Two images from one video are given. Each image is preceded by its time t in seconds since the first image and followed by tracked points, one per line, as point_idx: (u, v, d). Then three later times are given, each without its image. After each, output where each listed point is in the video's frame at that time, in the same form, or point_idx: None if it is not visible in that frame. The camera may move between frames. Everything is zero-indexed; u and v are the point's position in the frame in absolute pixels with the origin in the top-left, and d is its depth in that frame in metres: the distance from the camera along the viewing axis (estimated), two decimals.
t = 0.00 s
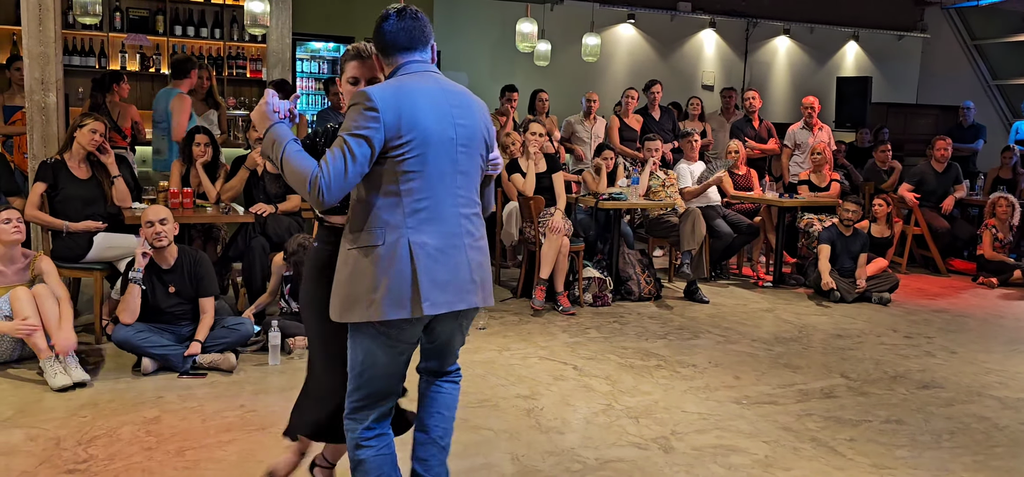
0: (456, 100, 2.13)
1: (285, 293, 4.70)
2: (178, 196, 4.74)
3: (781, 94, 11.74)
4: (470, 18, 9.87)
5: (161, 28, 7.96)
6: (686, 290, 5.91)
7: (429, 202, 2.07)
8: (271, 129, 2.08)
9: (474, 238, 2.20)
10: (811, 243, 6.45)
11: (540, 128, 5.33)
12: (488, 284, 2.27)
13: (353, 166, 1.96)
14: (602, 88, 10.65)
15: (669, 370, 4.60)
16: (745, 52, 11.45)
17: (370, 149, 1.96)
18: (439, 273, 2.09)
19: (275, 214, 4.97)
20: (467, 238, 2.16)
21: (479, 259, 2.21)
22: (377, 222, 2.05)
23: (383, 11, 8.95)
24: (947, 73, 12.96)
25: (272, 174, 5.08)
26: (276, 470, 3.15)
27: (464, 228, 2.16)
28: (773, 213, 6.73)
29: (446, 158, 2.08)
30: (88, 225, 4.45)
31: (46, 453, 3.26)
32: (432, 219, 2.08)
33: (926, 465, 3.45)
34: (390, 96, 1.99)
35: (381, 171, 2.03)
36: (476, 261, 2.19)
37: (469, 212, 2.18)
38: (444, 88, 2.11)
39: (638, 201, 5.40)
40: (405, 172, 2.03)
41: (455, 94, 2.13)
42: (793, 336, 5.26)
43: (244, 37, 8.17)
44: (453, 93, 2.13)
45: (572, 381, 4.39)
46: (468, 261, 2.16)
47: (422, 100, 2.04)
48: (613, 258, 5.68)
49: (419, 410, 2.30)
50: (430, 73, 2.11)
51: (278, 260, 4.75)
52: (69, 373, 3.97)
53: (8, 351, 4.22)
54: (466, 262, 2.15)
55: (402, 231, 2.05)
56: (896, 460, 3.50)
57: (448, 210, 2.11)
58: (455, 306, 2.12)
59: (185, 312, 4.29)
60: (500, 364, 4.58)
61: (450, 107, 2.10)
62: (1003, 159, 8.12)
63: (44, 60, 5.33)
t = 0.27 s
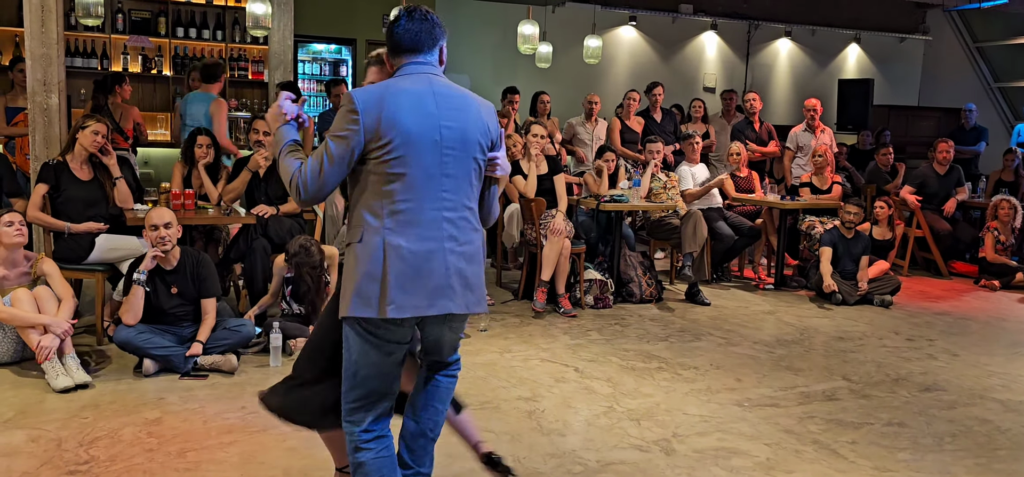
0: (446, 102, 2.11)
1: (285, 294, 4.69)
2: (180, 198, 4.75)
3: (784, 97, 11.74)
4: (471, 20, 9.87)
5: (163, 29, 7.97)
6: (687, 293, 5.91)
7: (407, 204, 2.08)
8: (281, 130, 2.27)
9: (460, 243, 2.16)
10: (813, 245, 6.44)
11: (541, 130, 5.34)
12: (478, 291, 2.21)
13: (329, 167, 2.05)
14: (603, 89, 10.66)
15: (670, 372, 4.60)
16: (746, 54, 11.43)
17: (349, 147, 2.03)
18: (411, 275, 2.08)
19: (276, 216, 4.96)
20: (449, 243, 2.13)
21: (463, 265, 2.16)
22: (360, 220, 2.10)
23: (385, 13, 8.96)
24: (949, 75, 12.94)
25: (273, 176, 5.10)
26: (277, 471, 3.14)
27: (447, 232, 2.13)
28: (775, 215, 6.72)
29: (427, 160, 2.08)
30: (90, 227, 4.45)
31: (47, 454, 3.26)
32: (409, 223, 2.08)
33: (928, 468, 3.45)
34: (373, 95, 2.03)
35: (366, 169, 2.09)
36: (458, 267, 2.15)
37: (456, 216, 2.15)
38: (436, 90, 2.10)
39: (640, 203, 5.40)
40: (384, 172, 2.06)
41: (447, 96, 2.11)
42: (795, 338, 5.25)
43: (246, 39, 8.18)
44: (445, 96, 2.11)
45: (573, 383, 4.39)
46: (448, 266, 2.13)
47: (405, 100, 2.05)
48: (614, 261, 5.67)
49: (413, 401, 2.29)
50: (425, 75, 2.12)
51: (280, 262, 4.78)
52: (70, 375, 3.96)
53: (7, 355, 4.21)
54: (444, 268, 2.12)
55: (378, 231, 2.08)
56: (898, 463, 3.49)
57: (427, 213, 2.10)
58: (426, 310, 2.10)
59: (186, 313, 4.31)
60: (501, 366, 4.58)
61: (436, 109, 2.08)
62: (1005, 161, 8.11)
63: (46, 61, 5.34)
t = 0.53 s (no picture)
0: (410, 93, 2.03)
1: (285, 297, 4.72)
2: (179, 201, 4.75)
3: (783, 100, 11.75)
4: (470, 24, 9.89)
5: (162, 32, 7.97)
6: (686, 295, 5.91)
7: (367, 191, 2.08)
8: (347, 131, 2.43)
9: (416, 236, 2.06)
10: (812, 249, 6.44)
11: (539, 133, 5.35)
12: (437, 290, 2.08)
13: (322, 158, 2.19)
14: (602, 92, 10.66)
15: (669, 375, 4.59)
16: (745, 57, 11.44)
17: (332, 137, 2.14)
18: (358, 262, 2.07)
19: (275, 219, 4.95)
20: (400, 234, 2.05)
21: (415, 259, 2.06)
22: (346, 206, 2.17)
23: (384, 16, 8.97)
24: (949, 78, 12.90)
25: (272, 179, 5.04)
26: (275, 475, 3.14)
27: (402, 222, 2.06)
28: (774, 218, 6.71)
29: (382, 149, 2.04)
30: (88, 230, 4.45)
31: (45, 457, 3.25)
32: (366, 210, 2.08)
33: (927, 471, 3.44)
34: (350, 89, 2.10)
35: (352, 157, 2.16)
36: (407, 259, 2.05)
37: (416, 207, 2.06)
38: (405, 82, 2.04)
39: (638, 206, 5.40)
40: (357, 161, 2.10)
41: (415, 87, 2.03)
42: (794, 341, 5.25)
43: (245, 42, 8.20)
44: (411, 88, 2.04)
45: (572, 386, 4.39)
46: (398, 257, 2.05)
47: (372, 91, 2.06)
48: (613, 264, 5.67)
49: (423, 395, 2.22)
50: (406, 67, 2.09)
51: (279, 264, 4.77)
52: (69, 378, 3.95)
53: (6, 358, 4.21)
54: (389, 257, 2.05)
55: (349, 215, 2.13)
56: (897, 466, 3.49)
57: (383, 201, 2.06)
58: (366, 297, 2.05)
59: (184, 316, 4.30)
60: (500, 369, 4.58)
61: (397, 98, 2.03)
62: (1004, 164, 8.11)
63: (45, 64, 5.34)
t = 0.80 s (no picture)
0: (375, 93, 2.04)
1: (285, 300, 4.71)
2: (180, 203, 4.74)
3: (783, 101, 11.76)
4: (471, 26, 9.89)
5: (163, 35, 7.98)
6: (686, 298, 5.91)
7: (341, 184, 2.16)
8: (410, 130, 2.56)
9: (373, 230, 2.09)
10: (812, 251, 6.45)
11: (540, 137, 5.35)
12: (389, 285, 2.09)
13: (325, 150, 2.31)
14: (603, 95, 10.67)
15: (669, 378, 4.60)
16: (746, 60, 11.45)
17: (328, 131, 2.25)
18: (327, 252, 2.16)
19: (276, 222, 4.93)
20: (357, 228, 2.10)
21: (368, 253, 2.09)
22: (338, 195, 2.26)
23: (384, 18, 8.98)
24: (949, 80, 12.91)
25: (273, 182, 5.05)
26: None
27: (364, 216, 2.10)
28: (775, 220, 6.71)
29: (348, 145, 2.10)
30: (89, 232, 4.46)
31: (46, 460, 3.26)
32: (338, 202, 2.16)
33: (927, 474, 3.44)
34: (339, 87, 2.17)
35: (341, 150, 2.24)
36: (363, 253, 2.10)
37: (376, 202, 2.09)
38: (373, 82, 2.06)
39: (639, 208, 5.41)
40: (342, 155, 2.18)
41: (378, 87, 2.04)
42: (794, 344, 5.25)
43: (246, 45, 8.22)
44: (376, 89, 2.05)
45: (572, 388, 4.39)
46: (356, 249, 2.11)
47: (345, 90, 2.10)
48: (613, 266, 5.70)
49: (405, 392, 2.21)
50: (383, 67, 2.10)
51: (280, 266, 4.77)
52: (69, 380, 3.95)
53: (7, 361, 4.21)
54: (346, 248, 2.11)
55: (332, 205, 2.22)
56: (897, 469, 3.49)
57: (350, 195, 2.13)
58: (328, 284, 2.15)
59: (184, 318, 4.31)
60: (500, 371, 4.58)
61: (362, 98, 2.06)
62: (1004, 166, 8.11)
63: (46, 67, 5.34)
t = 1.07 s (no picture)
0: (349, 101, 2.15)
1: (298, 300, 4.76)
2: (192, 204, 4.77)
3: (795, 102, 11.70)
4: (482, 28, 9.91)
5: (176, 37, 8.04)
6: (698, 299, 5.89)
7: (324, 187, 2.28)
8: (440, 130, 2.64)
9: (342, 233, 2.20)
10: (825, 252, 6.42)
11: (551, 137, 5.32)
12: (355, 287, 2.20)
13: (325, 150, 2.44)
14: (614, 96, 10.66)
15: (680, 379, 4.58)
16: (757, 60, 11.41)
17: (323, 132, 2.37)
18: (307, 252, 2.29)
19: (288, 222, 4.96)
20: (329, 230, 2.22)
21: (337, 255, 2.21)
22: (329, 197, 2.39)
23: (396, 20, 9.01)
24: (963, 79, 12.77)
25: (285, 183, 5.06)
26: None
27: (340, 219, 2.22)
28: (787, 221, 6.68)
29: (324, 151, 2.22)
30: (103, 233, 4.49)
31: (59, 460, 3.28)
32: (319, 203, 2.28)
33: None
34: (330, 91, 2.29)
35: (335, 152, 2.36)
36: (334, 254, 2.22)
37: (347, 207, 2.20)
38: (350, 90, 2.16)
39: (650, 210, 5.39)
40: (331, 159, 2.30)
41: (352, 96, 2.14)
42: (806, 345, 5.23)
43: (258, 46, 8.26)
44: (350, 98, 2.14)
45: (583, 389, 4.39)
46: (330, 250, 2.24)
47: (328, 96, 2.22)
48: (625, 268, 5.66)
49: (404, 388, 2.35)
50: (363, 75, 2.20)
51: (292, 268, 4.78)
52: (83, 380, 3.97)
53: (21, 361, 4.23)
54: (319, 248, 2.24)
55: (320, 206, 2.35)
56: (910, 471, 3.47)
57: (326, 199, 2.24)
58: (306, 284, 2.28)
59: (197, 319, 4.32)
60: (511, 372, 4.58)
61: (338, 105, 2.17)
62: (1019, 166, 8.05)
63: (60, 69, 5.38)
